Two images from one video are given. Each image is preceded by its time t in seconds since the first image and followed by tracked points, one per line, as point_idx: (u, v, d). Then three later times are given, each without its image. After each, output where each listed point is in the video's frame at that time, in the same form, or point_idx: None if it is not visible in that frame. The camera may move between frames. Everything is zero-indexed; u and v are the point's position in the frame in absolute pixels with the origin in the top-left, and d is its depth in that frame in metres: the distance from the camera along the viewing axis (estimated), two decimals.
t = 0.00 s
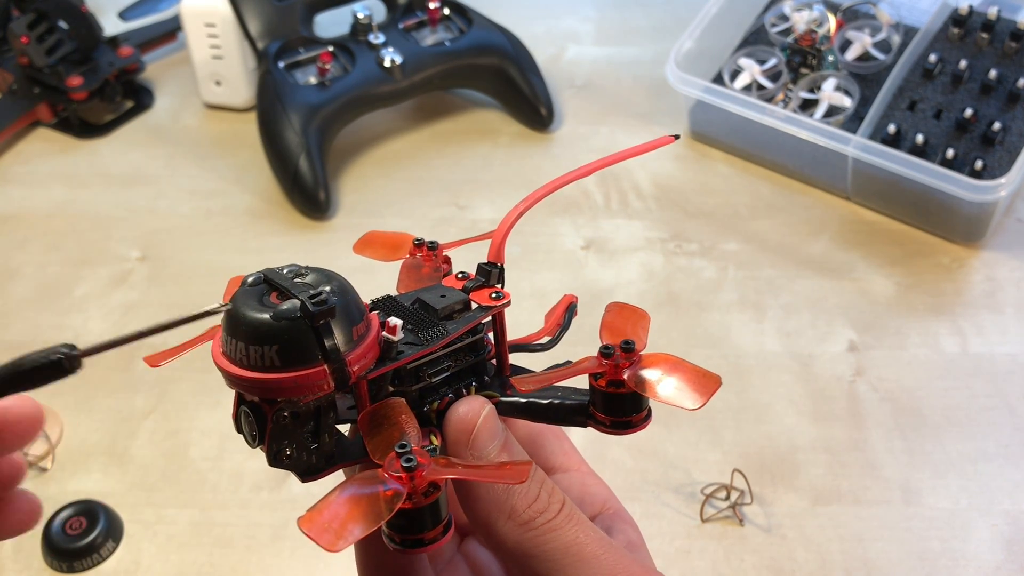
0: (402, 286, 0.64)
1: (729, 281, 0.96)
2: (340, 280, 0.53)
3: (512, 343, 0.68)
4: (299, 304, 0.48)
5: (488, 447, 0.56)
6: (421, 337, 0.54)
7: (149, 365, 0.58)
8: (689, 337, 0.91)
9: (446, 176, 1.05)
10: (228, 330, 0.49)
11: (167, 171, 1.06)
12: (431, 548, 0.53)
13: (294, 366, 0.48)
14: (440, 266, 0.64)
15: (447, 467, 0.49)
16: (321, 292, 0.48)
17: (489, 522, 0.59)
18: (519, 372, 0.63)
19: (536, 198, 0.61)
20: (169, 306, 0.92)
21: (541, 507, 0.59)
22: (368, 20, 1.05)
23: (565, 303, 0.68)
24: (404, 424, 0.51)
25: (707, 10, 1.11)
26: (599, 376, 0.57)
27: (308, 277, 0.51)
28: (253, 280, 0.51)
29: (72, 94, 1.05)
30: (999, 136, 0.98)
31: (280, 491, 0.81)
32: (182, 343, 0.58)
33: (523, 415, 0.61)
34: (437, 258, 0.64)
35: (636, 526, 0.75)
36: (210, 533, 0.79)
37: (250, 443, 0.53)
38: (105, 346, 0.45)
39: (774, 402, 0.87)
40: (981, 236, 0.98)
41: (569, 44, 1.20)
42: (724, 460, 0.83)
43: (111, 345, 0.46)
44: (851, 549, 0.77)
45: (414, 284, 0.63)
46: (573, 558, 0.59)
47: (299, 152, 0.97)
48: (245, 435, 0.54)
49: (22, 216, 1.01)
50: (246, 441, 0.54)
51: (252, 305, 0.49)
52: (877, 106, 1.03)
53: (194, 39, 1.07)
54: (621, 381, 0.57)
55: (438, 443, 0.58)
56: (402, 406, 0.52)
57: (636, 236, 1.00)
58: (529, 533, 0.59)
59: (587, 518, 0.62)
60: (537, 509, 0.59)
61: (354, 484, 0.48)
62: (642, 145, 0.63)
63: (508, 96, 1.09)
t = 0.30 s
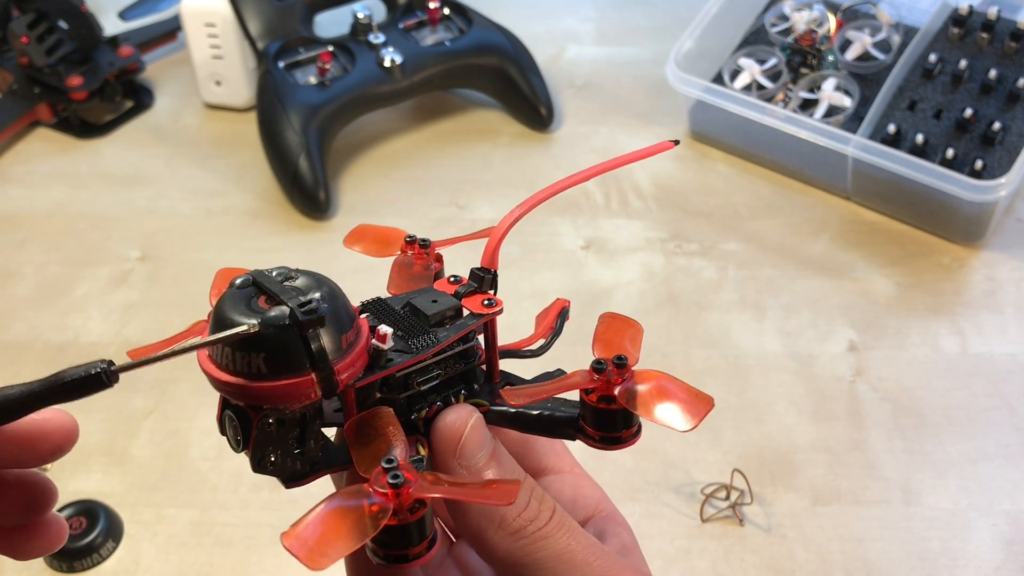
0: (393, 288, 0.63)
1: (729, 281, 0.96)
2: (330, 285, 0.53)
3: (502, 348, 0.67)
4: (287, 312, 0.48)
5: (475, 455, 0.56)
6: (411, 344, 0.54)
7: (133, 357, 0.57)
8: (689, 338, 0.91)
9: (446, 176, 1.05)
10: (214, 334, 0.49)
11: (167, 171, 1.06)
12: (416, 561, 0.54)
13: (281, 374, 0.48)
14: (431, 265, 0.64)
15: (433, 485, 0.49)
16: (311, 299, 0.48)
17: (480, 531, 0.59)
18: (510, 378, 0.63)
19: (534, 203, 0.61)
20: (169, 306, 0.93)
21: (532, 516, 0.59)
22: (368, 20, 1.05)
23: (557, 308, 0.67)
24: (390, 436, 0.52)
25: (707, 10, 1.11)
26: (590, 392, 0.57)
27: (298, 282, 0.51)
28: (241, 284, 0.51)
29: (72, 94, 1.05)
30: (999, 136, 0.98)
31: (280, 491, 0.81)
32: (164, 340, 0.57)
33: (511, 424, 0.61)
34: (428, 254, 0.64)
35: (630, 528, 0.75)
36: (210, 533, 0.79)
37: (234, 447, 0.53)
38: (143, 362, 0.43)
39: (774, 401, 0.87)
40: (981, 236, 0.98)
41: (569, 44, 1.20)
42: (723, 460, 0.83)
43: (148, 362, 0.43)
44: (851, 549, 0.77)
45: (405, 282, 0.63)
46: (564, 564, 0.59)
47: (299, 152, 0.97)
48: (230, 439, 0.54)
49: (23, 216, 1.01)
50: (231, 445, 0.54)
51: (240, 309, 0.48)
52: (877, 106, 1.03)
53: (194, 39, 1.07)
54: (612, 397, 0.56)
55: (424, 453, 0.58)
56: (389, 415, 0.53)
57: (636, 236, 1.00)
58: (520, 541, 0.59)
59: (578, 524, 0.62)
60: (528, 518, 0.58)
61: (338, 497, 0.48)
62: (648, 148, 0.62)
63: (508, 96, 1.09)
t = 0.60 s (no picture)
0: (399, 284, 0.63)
1: (729, 281, 0.96)
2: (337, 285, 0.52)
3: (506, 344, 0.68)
4: (296, 314, 0.47)
5: (481, 453, 0.56)
6: (418, 344, 0.54)
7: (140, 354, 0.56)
8: (689, 338, 0.91)
9: (447, 176, 1.05)
10: (222, 334, 0.48)
11: (167, 171, 1.06)
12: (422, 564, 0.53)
13: (290, 375, 0.48)
14: (436, 256, 0.64)
15: (441, 491, 0.49)
16: (319, 302, 0.48)
17: (487, 528, 0.59)
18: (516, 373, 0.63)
19: (539, 201, 0.61)
20: (169, 306, 0.93)
21: (538, 512, 0.59)
22: (368, 20, 1.05)
23: (562, 301, 0.65)
24: (398, 438, 0.52)
25: (707, 10, 1.11)
26: (596, 393, 0.57)
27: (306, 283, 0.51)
28: (248, 282, 0.50)
29: (72, 94, 1.05)
30: (999, 136, 0.98)
31: (280, 491, 0.81)
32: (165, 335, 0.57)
33: (516, 422, 0.60)
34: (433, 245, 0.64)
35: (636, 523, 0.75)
36: (210, 533, 0.79)
37: (241, 446, 0.53)
38: (89, 350, 0.51)
39: (774, 401, 0.87)
40: (981, 235, 0.98)
41: (569, 44, 1.20)
42: (723, 460, 0.83)
43: (93, 349, 0.51)
44: (851, 549, 0.77)
45: (410, 274, 0.63)
46: (572, 561, 0.59)
47: (299, 152, 0.97)
48: (237, 438, 0.53)
49: (22, 216, 1.01)
50: (237, 443, 0.54)
51: (248, 309, 0.48)
52: (877, 106, 1.03)
53: (194, 39, 1.07)
54: (618, 398, 0.57)
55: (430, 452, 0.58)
56: (396, 416, 0.53)
57: (636, 236, 1.00)
58: (527, 538, 0.59)
59: (586, 520, 0.62)
60: (534, 514, 0.59)
61: (347, 500, 0.49)
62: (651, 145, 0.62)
63: (508, 96, 1.09)
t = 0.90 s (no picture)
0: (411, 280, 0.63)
1: (729, 281, 0.96)
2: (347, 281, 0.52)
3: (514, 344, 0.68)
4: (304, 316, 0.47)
5: (484, 453, 0.57)
6: (426, 347, 0.54)
7: (149, 334, 0.55)
8: (689, 338, 0.91)
9: (447, 176, 1.05)
10: (231, 330, 0.49)
11: (167, 172, 1.06)
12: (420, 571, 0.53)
13: (296, 376, 0.48)
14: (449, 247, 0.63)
15: (441, 503, 0.48)
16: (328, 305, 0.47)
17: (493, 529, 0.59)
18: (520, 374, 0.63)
19: (554, 205, 0.60)
20: (169, 306, 0.93)
21: (545, 511, 0.59)
22: (368, 20, 1.05)
23: (574, 301, 0.65)
24: (400, 442, 0.51)
25: (707, 10, 1.11)
26: (600, 406, 0.57)
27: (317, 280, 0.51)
28: (258, 278, 0.50)
29: (72, 94, 1.05)
30: (999, 136, 0.98)
31: (280, 491, 0.81)
32: (180, 318, 0.56)
33: (518, 426, 0.61)
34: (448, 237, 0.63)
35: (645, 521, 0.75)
36: (210, 533, 0.79)
37: (246, 439, 0.54)
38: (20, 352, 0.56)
39: (774, 401, 0.87)
40: (981, 235, 0.98)
41: (569, 44, 1.20)
42: (724, 460, 0.83)
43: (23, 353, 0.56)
44: (851, 549, 0.77)
45: (423, 263, 0.62)
46: (580, 559, 0.59)
47: (299, 152, 0.97)
48: (241, 431, 0.54)
49: (22, 216, 1.01)
50: (242, 437, 0.54)
51: (258, 308, 0.48)
52: (877, 106, 1.03)
53: (194, 39, 1.07)
54: (622, 412, 0.56)
55: (433, 455, 0.58)
56: (400, 418, 0.53)
57: (636, 236, 1.00)
58: (534, 537, 0.59)
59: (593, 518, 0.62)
60: (541, 513, 0.58)
61: (348, 504, 0.49)
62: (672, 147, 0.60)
63: (508, 96, 1.09)
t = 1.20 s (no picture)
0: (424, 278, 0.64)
1: (729, 281, 0.96)
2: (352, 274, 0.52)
3: (525, 339, 0.66)
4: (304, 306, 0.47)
5: (486, 447, 0.57)
6: (429, 340, 0.54)
7: (160, 327, 0.56)
8: (689, 338, 0.91)
9: (447, 175, 1.05)
10: (234, 320, 0.49)
11: (168, 172, 1.06)
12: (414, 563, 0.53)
13: (295, 366, 0.48)
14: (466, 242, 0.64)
15: (434, 495, 0.48)
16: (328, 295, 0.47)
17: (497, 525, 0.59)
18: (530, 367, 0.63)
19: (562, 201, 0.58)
20: (169, 306, 0.93)
21: (549, 507, 0.59)
22: (368, 20, 1.05)
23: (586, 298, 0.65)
24: (398, 434, 0.51)
25: (707, 10, 1.11)
26: (603, 402, 0.57)
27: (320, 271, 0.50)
28: (263, 268, 0.50)
29: (73, 95, 1.05)
30: (999, 136, 0.98)
31: (280, 491, 0.81)
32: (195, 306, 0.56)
33: (521, 421, 0.61)
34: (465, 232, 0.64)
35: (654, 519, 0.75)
36: (210, 533, 0.79)
37: (250, 428, 0.54)
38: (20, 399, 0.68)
39: (774, 401, 0.87)
40: (981, 235, 0.98)
41: (569, 44, 1.20)
42: (724, 460, 0.83)
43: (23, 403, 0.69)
44: (851, 549, 0.78)
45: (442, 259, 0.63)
46: (585, 555, 0.59)
47: (298, 152, 0.97)
48: (245, 419, 0.54)
49: (22, 216, 1.01)
50: (246, 425, 0.54)
51: (259, 297, 0.48)
52: (877, 106, 1.03)
53: (194, 38, 1.07)
54: (624, 409, 0.56)
55: (434, 447, 0.58)
56: (397, 409, 0.53)
57: (636, 236, 1.00)
58: (538, 533, 0.59)
59: (598, 515, 0.62)
60: (545, 509, 0.58)
61: (343, 493, 0.49)
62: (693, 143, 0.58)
63: (508, 96, 1.09)
